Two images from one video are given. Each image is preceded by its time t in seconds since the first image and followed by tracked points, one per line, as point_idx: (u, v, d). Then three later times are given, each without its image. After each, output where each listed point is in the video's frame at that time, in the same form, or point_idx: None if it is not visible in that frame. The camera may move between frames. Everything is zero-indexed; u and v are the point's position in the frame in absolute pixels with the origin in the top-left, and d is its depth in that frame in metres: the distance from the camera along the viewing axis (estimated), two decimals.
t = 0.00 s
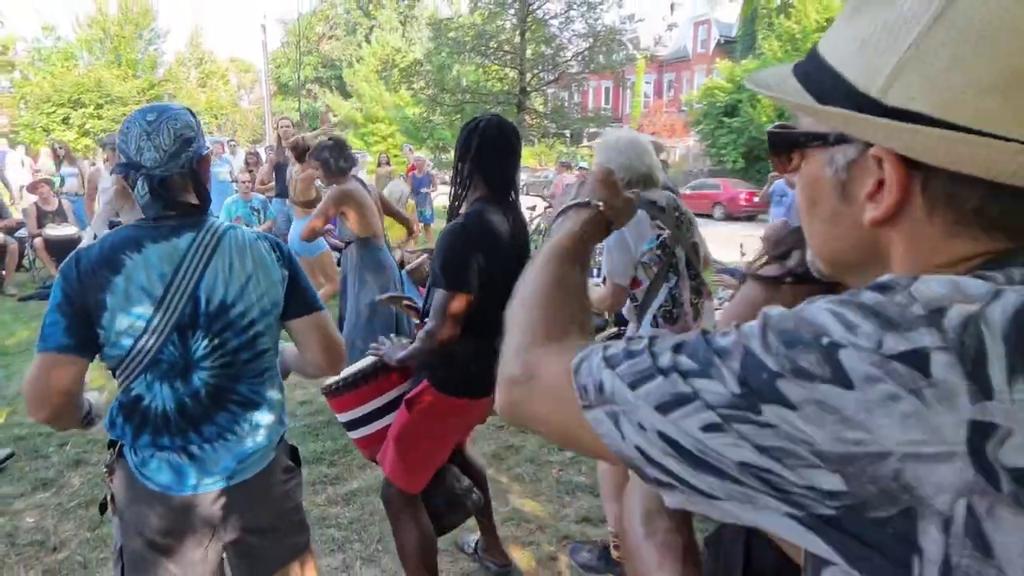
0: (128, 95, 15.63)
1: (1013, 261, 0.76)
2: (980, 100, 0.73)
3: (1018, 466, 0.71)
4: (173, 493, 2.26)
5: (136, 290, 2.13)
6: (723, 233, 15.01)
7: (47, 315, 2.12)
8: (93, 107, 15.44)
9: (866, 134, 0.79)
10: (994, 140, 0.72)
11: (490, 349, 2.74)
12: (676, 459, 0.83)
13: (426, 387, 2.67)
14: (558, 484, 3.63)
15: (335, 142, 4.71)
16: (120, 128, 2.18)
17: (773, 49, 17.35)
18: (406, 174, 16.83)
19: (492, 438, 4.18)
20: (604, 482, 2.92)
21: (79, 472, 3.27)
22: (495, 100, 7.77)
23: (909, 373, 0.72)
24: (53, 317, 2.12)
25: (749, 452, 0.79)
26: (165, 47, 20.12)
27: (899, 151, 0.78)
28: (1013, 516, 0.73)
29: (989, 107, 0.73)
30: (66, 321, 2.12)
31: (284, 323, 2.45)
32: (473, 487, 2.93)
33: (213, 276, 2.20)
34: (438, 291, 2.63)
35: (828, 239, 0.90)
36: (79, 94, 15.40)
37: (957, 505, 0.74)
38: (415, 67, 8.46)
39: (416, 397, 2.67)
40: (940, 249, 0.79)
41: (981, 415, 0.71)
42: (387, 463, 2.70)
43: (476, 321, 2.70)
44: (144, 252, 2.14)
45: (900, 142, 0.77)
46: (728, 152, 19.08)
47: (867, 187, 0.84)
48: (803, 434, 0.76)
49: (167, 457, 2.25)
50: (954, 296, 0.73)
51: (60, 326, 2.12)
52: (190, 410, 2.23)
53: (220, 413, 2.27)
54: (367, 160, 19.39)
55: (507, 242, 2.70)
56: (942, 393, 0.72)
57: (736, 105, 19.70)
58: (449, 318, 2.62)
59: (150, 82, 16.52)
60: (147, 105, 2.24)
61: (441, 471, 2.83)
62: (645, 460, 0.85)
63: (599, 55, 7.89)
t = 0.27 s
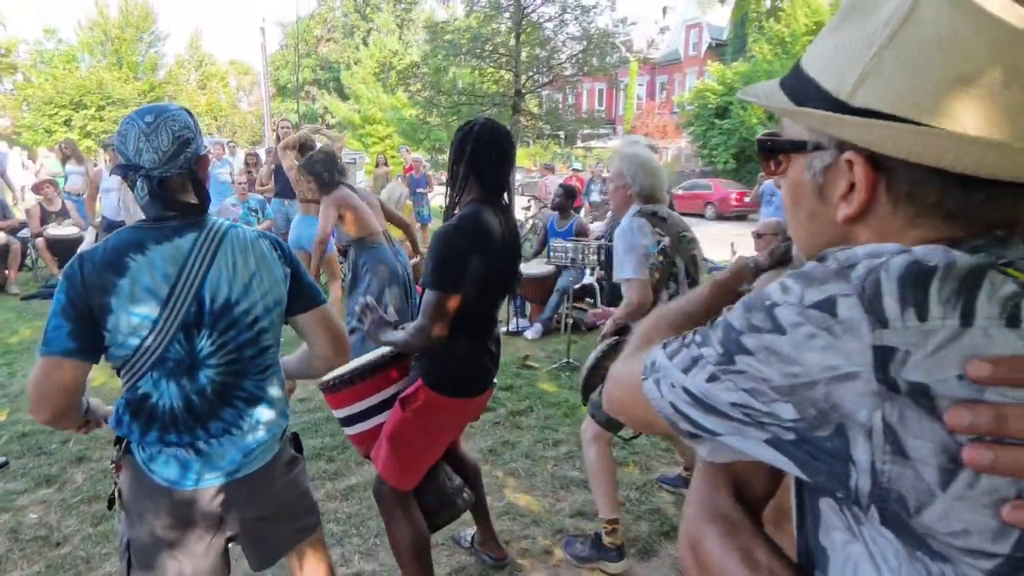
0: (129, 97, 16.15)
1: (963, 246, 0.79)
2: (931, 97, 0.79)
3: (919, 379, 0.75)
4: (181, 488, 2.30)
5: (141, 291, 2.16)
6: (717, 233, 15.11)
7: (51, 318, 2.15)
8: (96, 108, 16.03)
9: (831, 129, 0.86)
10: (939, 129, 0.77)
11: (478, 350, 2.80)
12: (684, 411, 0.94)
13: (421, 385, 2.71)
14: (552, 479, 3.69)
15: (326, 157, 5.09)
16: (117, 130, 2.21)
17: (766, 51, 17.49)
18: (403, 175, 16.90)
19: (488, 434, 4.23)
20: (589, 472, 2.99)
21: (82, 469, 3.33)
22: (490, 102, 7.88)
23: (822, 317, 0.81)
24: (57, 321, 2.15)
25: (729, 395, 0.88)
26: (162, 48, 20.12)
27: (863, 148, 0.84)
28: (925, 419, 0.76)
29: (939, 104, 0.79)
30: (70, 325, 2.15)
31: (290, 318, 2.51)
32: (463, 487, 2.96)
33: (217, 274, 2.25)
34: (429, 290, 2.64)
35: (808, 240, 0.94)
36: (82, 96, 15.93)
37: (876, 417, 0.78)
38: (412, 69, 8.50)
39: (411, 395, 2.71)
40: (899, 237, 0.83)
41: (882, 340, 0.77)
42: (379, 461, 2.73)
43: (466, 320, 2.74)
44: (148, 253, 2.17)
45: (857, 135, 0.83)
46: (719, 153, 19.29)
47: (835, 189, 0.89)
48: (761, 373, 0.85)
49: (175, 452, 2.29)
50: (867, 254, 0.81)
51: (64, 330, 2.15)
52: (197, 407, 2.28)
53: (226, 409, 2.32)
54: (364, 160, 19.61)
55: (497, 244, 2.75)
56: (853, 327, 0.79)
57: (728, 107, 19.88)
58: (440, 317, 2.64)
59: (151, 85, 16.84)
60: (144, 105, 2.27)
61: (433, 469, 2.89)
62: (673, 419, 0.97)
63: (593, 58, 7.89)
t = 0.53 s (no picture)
0: (130, 99, 16.47)
1: (932, 244, 0.88)
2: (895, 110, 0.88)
3: (869, 358, 0.84)
4: (189, 481, 2.36)
5: (147, 291, 2.20)
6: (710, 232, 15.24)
7: (59, 319, 2.19)
8: (97, 110, 16.32)
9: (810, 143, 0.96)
10: (901, 138, 0.87)
11: (471, 342, 2.85)
12: (687, 415, 1.02)
13: (415, 377, 2.77)
14: (547, 474, 3.75)
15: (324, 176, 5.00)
16: (120, 133, 2.24)
17: (759, 53, 17.62)
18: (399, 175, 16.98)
19: (484, 429, 4.29)
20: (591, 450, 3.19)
21: (85, 465, 3.40)
22: (486, 104, 7.95)
23: (787, 310, 0.90)
24: (66, 323, 2.19)
25: (716, 389, 0.97)
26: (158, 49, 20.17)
27: (833, 157, 0.94)
28: (877, 395, 0.83)
29: (903, 115, 0.88)
30: (78, 326, 2.20)
31: (293, 313, 2.56)
32: (462, 476, 3.02)
33: (222, 272, 2.30)
34: (422, 284, 2.68)
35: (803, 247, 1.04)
36: (83, 98, 16.20)
37: (835, 394, 0.86)
38: (408, 71, 8.55)
39: (405, 387, 2.77)
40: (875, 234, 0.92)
41: (837, 325, 0.86)
42: (381, 454, 2.78)
43: (459, 313, 2.79)
44: (153, 253, 2.22)
45: (829, 145, 0.93)
46: (711, 154, 19.46)
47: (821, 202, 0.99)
48: (743, 366, 0.94)
49: (183, 447, 2.34)
50: (823, 252, 0.92)
51: (72, 331, 2.19)
52: (204, 403, 2.32)
53: (232, 404, 2.37)
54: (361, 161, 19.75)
55: (488, 239, 2.81)
56: (812, 317, 0.88)
57: (720, 108, 20.05)
58: (434, 310, 2.68)
59: (150, 87, 17.04)
60: (142, 107, 2.30)
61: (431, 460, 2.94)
62: (679, 423, 1.04)
63: (587, 60, 7.85)
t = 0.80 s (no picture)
0: (131, 101, 16.57)
1: (886, 241, 0.93)
2: (845, 117, 0.94)
3: (817, 359, 0.86)
4: (187, 477, 2.41)
5: (149, 288, 2.25)
6: (704, 232, 15.38)
7: (63, 313, 2.24)
8: (99, 112, 16.46)
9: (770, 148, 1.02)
10: (848, 143, 0.92)
11: (464, 336, 2.89)
12: (654, 416, 1.03)
13: (411, 370, 2.81)
14: (542, 469, 3.80)
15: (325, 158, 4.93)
16: (137, 134, 2.28)
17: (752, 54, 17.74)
18: (397, 177, 17.10)
19: (480, 425, 4.34)
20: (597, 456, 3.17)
21: (87, 462, 3.47)
22: (482, 106, 8.03)
23: (744, 314, 0.92)
24: (70, 316, 2.24)
25: (683, 393, 0.98)
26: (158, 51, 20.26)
27: (789, 160, 0.99)
28: (825, 395, 0.86)
29: (852, 121, 0.93)
30: (82, 321, 2.24)
31: (293, 314, 2.61)
32: (462, 467, 3.09)
33: (223, 271, 2.35)
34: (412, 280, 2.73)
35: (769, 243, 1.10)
36: (85, 100, 16.33)
37: (788, 394, 0.88)
38: (406, 74, 8.61)
39: (402, 380, 2.82)
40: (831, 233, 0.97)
41: (787, 327, 0.88)
42: (378, 448, 2.82)
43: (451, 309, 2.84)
44: (156, 250, 2.26)
45: (787, 150, 0.98)
46: (702, 155, 19.62)
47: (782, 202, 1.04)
48: (707, 369, 0.96)
49: (181, 443, 2.39)
50: (776, 256, 0.95)
51: (76, 325, 2.24)
52: (204, 399, 2.37)
53: (231, 401, 2.42)
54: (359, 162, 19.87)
55: (479, 237, 2.85)
56: (766, 320, 0.90)
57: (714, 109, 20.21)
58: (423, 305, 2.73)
59: (151, 89, 17.17)
60: (151, 107, 2.35)
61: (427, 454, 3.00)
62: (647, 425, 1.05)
63: (581, 63, 7.99)
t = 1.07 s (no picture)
0: (132, 102, 16.70)
1: (858, 239, 0.94)
2: (811, 117, 0.95)
3: (786, 362, 0.87)
4: (186, 474, 2.44)
5: (148, 285, 2.29)
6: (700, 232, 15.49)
7: (60, 312, 2.28)
8: (100, 114, 16.56)
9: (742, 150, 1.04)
10: (816, 143, 0.94)
11: (462, 331, 2.94)
12: (627, 414, 1.04)
13: (413, 366, 2.85)
14: (538, 465, 3.86)
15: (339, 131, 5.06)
16: (139, 131, 2.33)
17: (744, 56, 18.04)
18: (396, 177, 17.21)
19: (477, 421, 4.40)
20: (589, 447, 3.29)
21: (89, 459, 3.53)
22: (478, 108, 8.10)
23: (716, 317, 0.94)
24: (67, 315, 2.28)
25: (654, 391, 1.00)
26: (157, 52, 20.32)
27: (761, 161, 1.01)
28: (794, 398, 0.86)
29: (818, 121, 0.95)
30: (80, 319, 2.28)
31: (291, 310, 2.66)
32: (454, 464, 3.14)
33: (222, 269, 2.40)
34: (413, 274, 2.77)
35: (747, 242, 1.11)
36: (85, 102, 16.42)
37: (757, 397, 0.89)
38: (402, 76, 8.68)
39: (403, 376, 2.86)
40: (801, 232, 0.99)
41: (757, 330, 0.89)
42: (379, 441, 2.87)
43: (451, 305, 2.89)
44: (155, 248, 2.31)
45: (761, 152, 0.99)
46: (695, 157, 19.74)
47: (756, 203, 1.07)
48: (679, 369, 0.97)
49: (180, 440, 2.43)
50: (748, 259, 0.95)
51: (73, 324, 2.28)
52: (202, 396, 2.41)
53: (229, 398, 2.46)
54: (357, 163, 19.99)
55: (479, 235, 2.91)
56: (736, 324, 0.91)
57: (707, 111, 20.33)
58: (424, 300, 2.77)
59: (151, 90, 17.29)
60: (152, 107, 2.40)
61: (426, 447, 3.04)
62: (618, 422, 1.06)
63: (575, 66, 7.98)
